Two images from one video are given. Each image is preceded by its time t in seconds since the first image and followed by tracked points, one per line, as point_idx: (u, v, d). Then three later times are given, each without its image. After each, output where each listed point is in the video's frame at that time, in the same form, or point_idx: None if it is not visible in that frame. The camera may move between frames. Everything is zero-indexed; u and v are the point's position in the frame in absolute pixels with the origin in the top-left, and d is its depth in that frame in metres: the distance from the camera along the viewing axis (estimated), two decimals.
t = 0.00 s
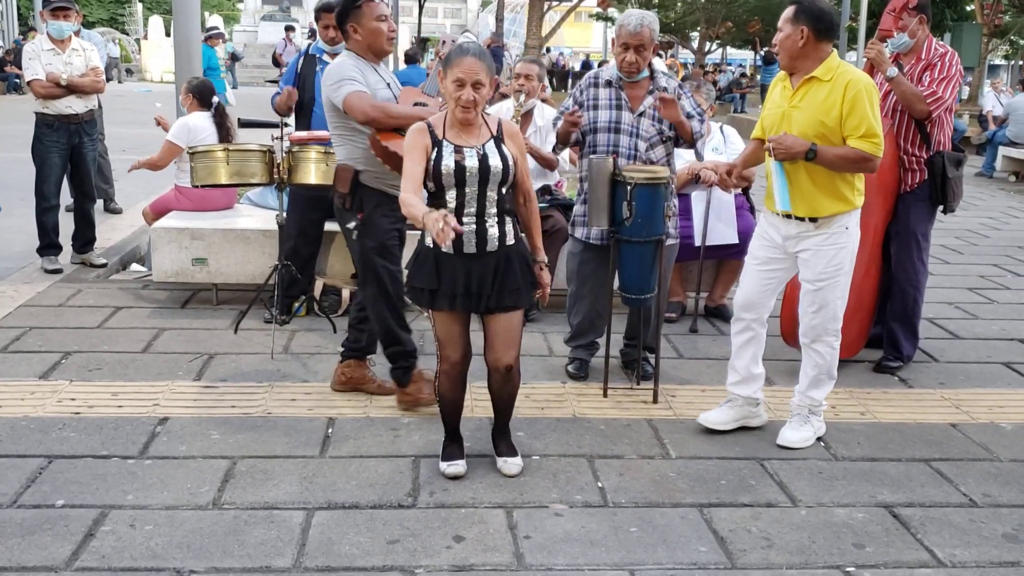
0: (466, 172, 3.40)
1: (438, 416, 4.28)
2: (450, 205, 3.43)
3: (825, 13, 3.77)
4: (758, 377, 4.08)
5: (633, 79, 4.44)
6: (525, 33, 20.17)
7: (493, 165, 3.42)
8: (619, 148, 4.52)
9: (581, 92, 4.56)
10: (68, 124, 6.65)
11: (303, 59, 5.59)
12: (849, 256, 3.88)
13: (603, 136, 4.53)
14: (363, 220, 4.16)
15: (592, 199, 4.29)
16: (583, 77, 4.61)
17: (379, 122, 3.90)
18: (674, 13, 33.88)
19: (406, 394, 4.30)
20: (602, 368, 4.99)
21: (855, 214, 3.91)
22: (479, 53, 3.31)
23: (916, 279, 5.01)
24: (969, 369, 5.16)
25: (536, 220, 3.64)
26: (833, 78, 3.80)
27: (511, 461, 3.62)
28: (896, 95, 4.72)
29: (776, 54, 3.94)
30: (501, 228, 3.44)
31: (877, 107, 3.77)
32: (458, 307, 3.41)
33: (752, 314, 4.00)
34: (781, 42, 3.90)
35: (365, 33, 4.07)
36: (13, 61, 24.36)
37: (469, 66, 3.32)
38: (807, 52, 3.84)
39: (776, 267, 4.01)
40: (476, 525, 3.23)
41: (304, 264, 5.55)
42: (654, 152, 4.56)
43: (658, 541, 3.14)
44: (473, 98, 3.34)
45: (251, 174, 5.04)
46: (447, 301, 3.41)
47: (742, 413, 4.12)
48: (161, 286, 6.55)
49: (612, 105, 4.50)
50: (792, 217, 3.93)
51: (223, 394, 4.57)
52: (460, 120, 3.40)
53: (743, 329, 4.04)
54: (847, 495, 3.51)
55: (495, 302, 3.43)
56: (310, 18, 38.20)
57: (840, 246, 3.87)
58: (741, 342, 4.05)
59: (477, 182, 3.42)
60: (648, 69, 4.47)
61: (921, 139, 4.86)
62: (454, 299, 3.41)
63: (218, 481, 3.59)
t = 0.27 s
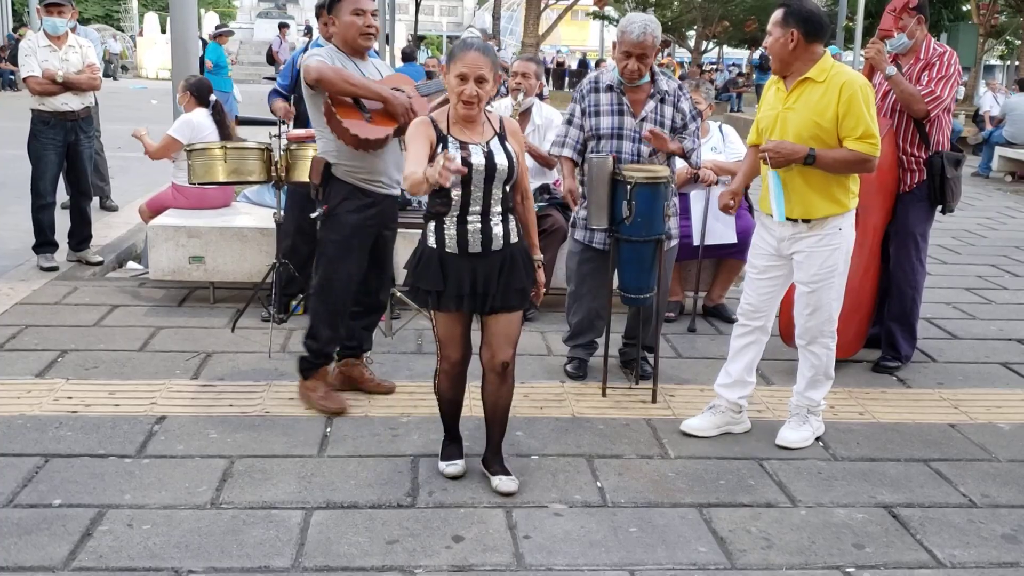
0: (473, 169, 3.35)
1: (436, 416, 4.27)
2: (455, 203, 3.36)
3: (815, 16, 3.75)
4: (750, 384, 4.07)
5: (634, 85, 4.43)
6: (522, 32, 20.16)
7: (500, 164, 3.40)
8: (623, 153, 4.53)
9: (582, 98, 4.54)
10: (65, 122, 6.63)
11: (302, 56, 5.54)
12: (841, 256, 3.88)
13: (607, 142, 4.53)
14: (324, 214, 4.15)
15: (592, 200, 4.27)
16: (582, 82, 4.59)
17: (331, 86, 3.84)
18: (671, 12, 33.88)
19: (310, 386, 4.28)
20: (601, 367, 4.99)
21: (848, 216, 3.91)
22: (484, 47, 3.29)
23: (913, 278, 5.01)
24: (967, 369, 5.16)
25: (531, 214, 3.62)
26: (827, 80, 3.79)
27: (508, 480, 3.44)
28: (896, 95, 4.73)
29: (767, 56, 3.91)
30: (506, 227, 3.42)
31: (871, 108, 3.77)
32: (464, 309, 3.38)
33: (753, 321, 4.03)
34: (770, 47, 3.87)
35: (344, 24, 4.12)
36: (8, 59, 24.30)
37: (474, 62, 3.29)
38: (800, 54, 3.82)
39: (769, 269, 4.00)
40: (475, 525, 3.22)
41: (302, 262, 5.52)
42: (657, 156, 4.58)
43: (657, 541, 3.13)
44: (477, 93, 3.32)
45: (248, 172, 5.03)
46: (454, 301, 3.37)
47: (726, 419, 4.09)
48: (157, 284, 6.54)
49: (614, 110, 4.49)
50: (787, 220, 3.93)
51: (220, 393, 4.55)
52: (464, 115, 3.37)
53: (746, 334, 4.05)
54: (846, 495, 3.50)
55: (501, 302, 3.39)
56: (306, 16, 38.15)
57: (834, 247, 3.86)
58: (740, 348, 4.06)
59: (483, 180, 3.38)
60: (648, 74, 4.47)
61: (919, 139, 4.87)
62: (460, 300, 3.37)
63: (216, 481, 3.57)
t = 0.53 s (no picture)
0: (484, 175, 3.33)
1: (435, 420, 4.24)
2: (465, 208, 3.35)
3: (812, 21, 3.74)
4: (745, 386, 4.06)
5: (632, 86, 4.41)
6: (515, 31, 20.12)
7: (511, 170, 3.37)
8: (621, 155, 4.50)
9: (582, 98, 4.52)
10: (58, 121, 6.58)
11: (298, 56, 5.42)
12: (839, 260, 3.86)
13: (605, 144, 4.50)
14: (297, 211, 4.23)
15: (592, 203, 4.25)
16: (582, 83, 4.57)
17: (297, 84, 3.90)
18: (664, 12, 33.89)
19: (277, 362, 4.50)
20: (600, 370, 4.96)
21: (844, 221, 3.89)
22: (495, 50, 3.24)
23: (912, 280, 5.00)
24: (966, 372, 5.15)
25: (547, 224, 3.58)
26: (821, 84, 3.78)
27: (509, 486, 3.41)
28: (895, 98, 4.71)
29: (761, 59, 3.90)
30: (515, 233, 3.40)
31: (865, 111, 3.75)
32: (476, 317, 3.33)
33: (742, 323, 3.98)
34: (766, 49, 3.87)
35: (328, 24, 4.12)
36: None
37: (485, 64, 3.24)
38: (793, 58, 3.80)
39: (767, 274, 3.98)
40: (476, 532, 3.20)
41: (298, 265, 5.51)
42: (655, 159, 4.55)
43: (660, 548, 3.11)
44: (489, 96, 3.28)
45: (243, 173, 5.01)
46: (468, 309, 3.33)
47: (726, 423, 4.07)
48: (152, 285, 6.49)
49: (613, 111, 4.47)
50: (780, 224, 3.90)
51: (216, 396, 4.52)
52: (475, 120, 3.35)
53: (734, 337, 4.01)
54: (848, 501, 3.48)
55: (513, 310, 3.36)
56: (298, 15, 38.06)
57: (831, 251, 3.85)
58: (730, 351, 4.03)
59: (494, 186, 3.36)
60: (648, 76, 4.44)
61: (919, 143, 4.84)
62: (473, 308, 3.33)
63: (214, 486, 3.54)
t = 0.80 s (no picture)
0: (479, 176, 3.27)
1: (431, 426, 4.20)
2: (459, 210, 3.30)
3: (793, 25, 3.73)
4: (751, 391, 4.05)
5: (632, 84, 4.39)
6: (504, 32, 20.08)
7: (508, 172, 3.31)
8: (621, 155, 4.47)
9: (582, 98, 4.50)
10: (46, 122, 6.51)
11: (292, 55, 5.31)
12: (829, 260, 3.85)
13: (605, 143, 4.47)
14: (280, 215, 4.25)
15: (592, 206, 4.20)
16: (582, 83, 4.55)
17: (266, 92, 3.85)
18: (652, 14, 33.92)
19: (300, 371, 4.49)
20: (596, 375, 4.93)
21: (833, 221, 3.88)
22: (495, 45, 3.20)
23: (909, 284, 4.98)
24: (963, 376, 5.15)
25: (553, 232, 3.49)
26: (805, 85, 3.75)
27: (509, 494, 3.37)
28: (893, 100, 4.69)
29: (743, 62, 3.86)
30: (512, 238, 3.33)
31: (851, 111, 3.73)
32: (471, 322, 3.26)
33: (738, 330, 3.96)
34: (746, 52, 3.82)
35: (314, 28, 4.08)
36: None
37: (484, 60, 3.19)
38: (776, 60, 3.77)
39: (760, 277, 3.94)
40: (477, 541, 3.16)
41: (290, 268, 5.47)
42: (655, 160, 4.52)
43: (662, 556, 3.07)
44: (490, 92, 3.23)
45: (236, 176, 4.91)
46: (462, 315, 3.25)
47: (739, 428, 4.08)
48: (141, 288, 6.42)
49: (614, 111, 4.45)
50: (772, 226, 3.87)
51: (209, 401, 4.46)
52: (475, 119, 3.28)
53: (733, 347, 3.99)
54: (850, 508, 3.46)
55: (510, 317, 3.30)
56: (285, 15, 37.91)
57: (823, 252, 3.84)
58: (734, 360, 4.01)
59: (490, 188, 3.30)
60: (648, 75, 4.43)
61: (917, 146, 4.82)
62: (466, 315, 3.26)
63: (208, 494, 3.49)
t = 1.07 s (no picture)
0: (464, 184, 3.17)
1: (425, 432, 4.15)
2: (444, 217, 3.19)
3: (775, 23, 3.69)
4: (746, 395, 4.02)
5: (628, 86, 4.37)
6: (488, 33, 20.03)
7: (495, 180, 3.19)
8: (617, 157, 4.43)
9: (579, 99, 4.47)
10: (29, 122, 6.42)
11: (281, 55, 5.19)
12: (813, 261, 3.80)
13: (601, 145, 4.44)
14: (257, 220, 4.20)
15: (589, 210, 4.19)
16: (579, 85, 4.52)
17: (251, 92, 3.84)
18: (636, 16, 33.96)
19: (291, 377, 4.43)
20: (590, 379, 4.89)
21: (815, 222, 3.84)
22: (485, 47, 3.12)
23: (903, 287, 4.97)
24: (957, 380, 5.14)
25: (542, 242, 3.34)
26: (789, 85, 3.69)
27: (509, 502, 3.32)
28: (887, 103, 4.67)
29: (722, 64, 3.78)
30: (498, 249, 3.19)
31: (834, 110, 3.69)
32: (445, 331, 3.15)
33: (728, 336, 3.91)
34: (729, 52, 3.74)
35: (303, 30, 4.00)
36: None
37: (475, 62, 3.11)
38: (758, 61, 3.71)
39: (743, 282, 3.89)
40: (477, 550, 3.11)
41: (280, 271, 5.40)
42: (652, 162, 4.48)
43: (665, 565, 3.04)
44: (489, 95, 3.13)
45: (226, 178, 4.82)
46: (436, 322, 3.15)
47: (737, 433, 4.04)
48: (128, 291, 6.34)
49: (610, 113, 4.42)
50: (757, 228, 3.80)
51: (200, 407, 4.39)
52: (469, 122, 3.19)
53: (723, 353, 3.95)
54: (852, 514, 3.44)
55: (489, 329, 3.17)
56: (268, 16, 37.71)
57: (806, 252, 3.79)
58: (724, 366, 3.96)
59: (475, 196, 3.18)
60: (645, 77, 4.40)
61: (912, 150, 4.80)
62: (441, 322, 3.15)
63: (202, 503, 3.42)
